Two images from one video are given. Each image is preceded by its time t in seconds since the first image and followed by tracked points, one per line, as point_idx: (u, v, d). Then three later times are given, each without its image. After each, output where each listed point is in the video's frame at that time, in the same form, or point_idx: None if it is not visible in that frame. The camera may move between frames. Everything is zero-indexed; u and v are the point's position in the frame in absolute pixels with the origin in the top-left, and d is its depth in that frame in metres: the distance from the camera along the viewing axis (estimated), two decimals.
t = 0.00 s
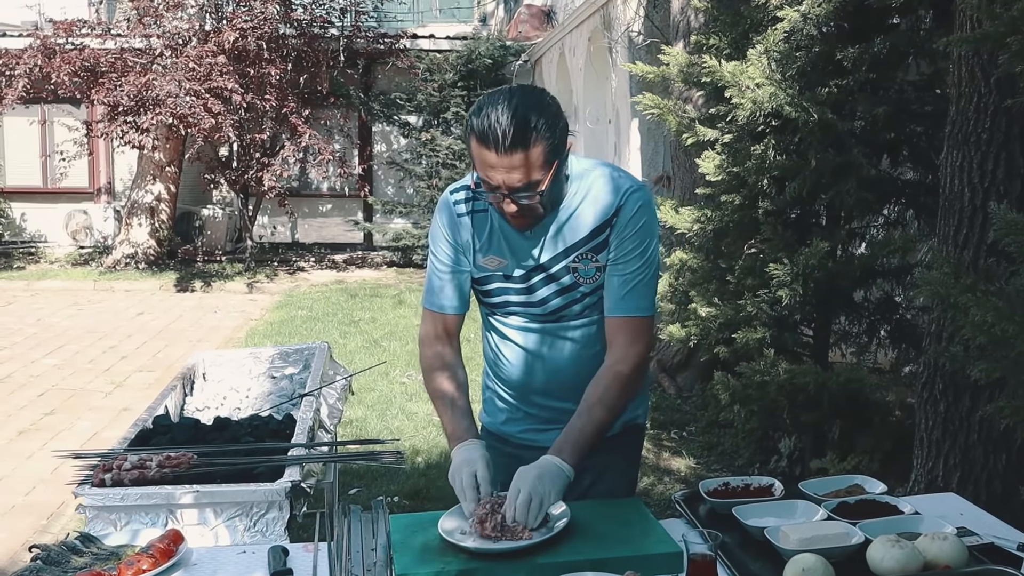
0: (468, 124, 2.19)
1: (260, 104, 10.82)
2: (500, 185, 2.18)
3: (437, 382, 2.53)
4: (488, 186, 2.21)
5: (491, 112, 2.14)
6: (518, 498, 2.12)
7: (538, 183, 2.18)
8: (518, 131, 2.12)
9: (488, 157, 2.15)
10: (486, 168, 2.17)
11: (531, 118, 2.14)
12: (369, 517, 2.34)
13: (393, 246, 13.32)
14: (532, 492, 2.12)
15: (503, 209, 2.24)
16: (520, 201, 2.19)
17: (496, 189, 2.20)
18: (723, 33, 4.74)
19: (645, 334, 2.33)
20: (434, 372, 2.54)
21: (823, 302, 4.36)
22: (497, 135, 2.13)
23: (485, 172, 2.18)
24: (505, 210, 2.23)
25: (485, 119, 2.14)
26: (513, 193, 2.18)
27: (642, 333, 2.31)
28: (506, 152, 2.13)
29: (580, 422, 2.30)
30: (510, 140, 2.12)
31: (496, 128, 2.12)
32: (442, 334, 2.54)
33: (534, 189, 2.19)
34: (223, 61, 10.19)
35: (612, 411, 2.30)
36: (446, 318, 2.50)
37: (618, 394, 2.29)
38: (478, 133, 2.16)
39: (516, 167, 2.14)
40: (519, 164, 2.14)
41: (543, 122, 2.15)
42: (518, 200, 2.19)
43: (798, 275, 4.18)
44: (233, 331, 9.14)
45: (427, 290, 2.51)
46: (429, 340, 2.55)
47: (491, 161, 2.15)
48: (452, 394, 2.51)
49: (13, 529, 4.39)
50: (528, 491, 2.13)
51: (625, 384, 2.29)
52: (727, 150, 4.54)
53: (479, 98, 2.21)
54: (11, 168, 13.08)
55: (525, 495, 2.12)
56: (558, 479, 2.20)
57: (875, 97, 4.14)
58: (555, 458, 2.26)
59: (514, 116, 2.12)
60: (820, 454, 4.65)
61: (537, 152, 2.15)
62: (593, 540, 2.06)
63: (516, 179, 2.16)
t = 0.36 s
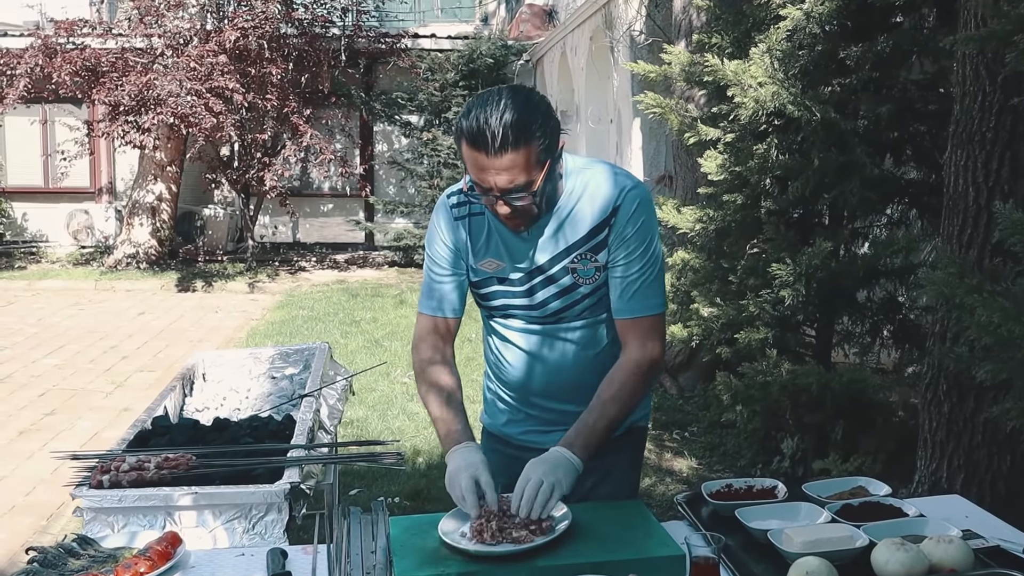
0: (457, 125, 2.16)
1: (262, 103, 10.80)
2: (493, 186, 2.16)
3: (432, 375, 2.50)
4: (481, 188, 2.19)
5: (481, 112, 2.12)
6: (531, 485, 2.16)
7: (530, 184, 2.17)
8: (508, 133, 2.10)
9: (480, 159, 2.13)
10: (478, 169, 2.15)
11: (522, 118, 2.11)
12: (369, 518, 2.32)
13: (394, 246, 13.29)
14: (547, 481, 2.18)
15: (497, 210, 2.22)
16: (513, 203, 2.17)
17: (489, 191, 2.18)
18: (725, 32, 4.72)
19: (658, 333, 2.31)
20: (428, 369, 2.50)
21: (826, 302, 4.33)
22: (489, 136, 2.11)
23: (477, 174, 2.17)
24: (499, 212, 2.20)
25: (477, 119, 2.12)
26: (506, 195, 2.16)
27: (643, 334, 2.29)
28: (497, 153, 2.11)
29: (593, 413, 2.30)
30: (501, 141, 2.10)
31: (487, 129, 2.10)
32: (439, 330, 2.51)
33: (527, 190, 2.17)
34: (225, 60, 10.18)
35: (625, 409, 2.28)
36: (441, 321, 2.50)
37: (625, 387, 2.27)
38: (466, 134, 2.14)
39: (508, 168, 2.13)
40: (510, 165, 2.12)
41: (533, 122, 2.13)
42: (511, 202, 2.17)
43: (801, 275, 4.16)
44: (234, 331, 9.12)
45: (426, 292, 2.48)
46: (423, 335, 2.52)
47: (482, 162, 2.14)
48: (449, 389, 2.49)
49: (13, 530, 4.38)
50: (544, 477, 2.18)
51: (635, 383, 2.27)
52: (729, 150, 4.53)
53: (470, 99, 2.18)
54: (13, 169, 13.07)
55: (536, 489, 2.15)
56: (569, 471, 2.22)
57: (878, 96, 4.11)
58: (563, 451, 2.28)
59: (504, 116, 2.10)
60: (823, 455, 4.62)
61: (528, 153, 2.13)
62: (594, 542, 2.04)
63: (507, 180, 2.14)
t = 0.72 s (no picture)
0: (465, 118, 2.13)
1: (260, 101, 10.75)
2: (501, 180, 2.12)
3: (431, 368, 2.44)
4: (488, 182, 2.15)
5: (491, 105, 2.09)
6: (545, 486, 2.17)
7: (538, 178, 2.13)
8: (518, 125, 2.06)
9: (488, 151, 2.09)
10: (485, 162, 2.11)
11: (533, 113, 2.08)
12: (369, 524, 2.29)
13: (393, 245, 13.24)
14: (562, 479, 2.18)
15: (503, 205, 2.17)
16: (521, 197, 2.13)
17: (496, 185, 2.13)
18: (727, 29, 4.69)
19: (669, 334, 2.29)
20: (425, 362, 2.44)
21: (829, 302, 4.30)
22: (499, 129, 2.07)
23: (485, 168, 2.13)
24: (506, 207, 2.16)
25: (486, 113, 2.08)
26: (514, 189, 2.12)
27: (652, 335, 2.25)
28: (507, 145, 2.07)
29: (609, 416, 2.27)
30: (511, 134, 2.07)
31: (497, 120, 2.06)
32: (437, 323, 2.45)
33: (535, 185, 2.13)
34: (222, 58, 10.13)
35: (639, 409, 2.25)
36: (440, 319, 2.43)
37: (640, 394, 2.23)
38: (476, 126, 2.10)
39: (517, 162, 2.09)
40: (519, 159, 2.09)
41: (544, 115, 2.10)
42: (518, 196, 2.13)
43: (804, 275, 4.13)
44: (232, 330, 9.08)
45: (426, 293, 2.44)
46: (421, 326, 2.46)
47: (491, 154, 2.10)
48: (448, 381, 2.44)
49: (10, 532, 4.33)
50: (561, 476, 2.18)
51: (649, 384, 2.24)
52: (732, 148, 4.51)
53: (478, 93, 2.15)
54: (10, 167, 13.02)
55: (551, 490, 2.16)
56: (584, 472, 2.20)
57: (882, 95, 4.08)
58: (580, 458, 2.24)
59: (514, 109, 2.07)
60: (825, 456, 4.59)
61: (538, 146, 2.09)
62: (599, 549, 2.00)
63: (516, 174, 2.10)
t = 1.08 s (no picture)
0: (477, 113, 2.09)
1: (257, 100, 10.70)
2: (511, 175, 2.08)
3: (437, 369, 2.39)
4: (499, 179, 2.11)
5: (504, 99, 2.05)
6: (519, 530, 1.97)
7: (551, 175, 2.09)
8: (531, 119, 2.03)
9: (500, 145, 2.06)
10: (497, 157, 2.07)
11: (547, 109, 2.05)
12: (373, 530, 2.25)
13: (390, 244, 13.18)
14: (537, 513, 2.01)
15: (512, 203, 2.13)
16: (531, 194, 2.09)
17: (507, 181, 2.09)
18: (731, 27, 4.65)
19: (660, 337, 2.21)
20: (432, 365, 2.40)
21: (833, 302, 4.26)
22: (511, 125, 2.03)
23: (495, 163, 2.08)
24: (515, 204, 2.12)
25: (499, 108, 2.04)
26: (525, 185, 2.08)
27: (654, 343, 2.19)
28: (519, 140, 2.04)
29: (590, 439, 2.16)
30: (524, 128, 2.03)
31: (509, 115, 2.02)
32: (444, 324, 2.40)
33: (546, 182, 2.09)
34: (219, 56, 10.08)
35: (624, 427, 2.15)
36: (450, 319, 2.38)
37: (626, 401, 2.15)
38: (488, 120, 2.06)
39: (529, 159, 2.05)
40: (532, 155, 2.05)
41: (558, 111, 2.06)
42: (530, 193, 2.09)
43: (809, 275, 4.12)
44: (229, 330, 9.03)
45: (433, 295, 2.40)
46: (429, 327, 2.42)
47: (503, 149, 2.06)
48: (454, 380, 2.38)
49: (5, 534, 4.28)
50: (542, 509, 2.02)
51: (633, 394, 2.15)
52: (735, 147, 4.46)
53: (490, 88, 2.11)
54: (5, 166, 12.95)
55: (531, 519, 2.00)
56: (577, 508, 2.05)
57: (888, 94, 4.04)
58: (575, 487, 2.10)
59: (528, 104, 2.03)
60: (829, 457, 4.56)
61: (550, 142, 2.06)
62: (609, 555, 1.97)
63: (528, 171, 2.06)
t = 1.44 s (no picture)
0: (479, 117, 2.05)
1: (254, 99, 10.64)
2: (514, 179, 2.05)
3: (442, 379, 2.37)
4: (502, 182, 2.07)
5: (504, 102, 2.02)
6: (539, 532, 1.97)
7: (554, 177, 2.05)
8: (533, 122, 1.99)
9: (502, 149, 2.02)
10: (500, 161, 2.03)
11: (550, 112, 2.01)
12: (376, 536, 2.22)
13: (388, 243, 13.13)
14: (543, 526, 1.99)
15: (515, 207, 2.10)
16: (534, 197, 2.05)
17: (511, 185, 2.06)
18: (733, 26, 4.62)
19: (675, 340, 2.17)
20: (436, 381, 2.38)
21: (837, 303, 4.23)
22: (514, 127, 1.99)
23: (497, 167, 2.05)
24: (519, 208, 2.09)
25: (503, 110, 2.01)
26: (528, 188, 2.05)
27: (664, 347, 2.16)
28: (521, 143, 2.00)
29: (605, 442, 2.12)
30: (526, 131, 1.99)
31: (511, 118, 1.99)
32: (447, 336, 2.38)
33: (550, 185, 2.06)
34: (216, 55, 10.04)
35: (638, 430, 2.11)
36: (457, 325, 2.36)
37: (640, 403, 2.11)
38: (490, 123, 2.03)
39: (533, 161, 2.02)
40: (536, 159, 2.02)
41: (560, 112, 2.03)
42: (533, 197, 2.05)
43: (813, 276, 4.09)
44: (227, 330, 8.98)
45: (437, 300, 2.37)
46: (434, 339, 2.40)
47: (505, 152, 2.02)
48: (459, 390, 2.35)
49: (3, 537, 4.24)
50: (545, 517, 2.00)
51: (655, 392, 2.11)
52: (738, 147, 4.42)
53: (490, 91, 2.08)
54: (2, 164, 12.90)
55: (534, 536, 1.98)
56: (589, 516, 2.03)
57: (892, 94, 4.00)
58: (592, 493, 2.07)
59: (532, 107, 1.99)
60: (832, 459, 4.54)
61: (553, 145, 2.02)
62: (619, 565, 1.95)
63: (532, 174, 2.03)
